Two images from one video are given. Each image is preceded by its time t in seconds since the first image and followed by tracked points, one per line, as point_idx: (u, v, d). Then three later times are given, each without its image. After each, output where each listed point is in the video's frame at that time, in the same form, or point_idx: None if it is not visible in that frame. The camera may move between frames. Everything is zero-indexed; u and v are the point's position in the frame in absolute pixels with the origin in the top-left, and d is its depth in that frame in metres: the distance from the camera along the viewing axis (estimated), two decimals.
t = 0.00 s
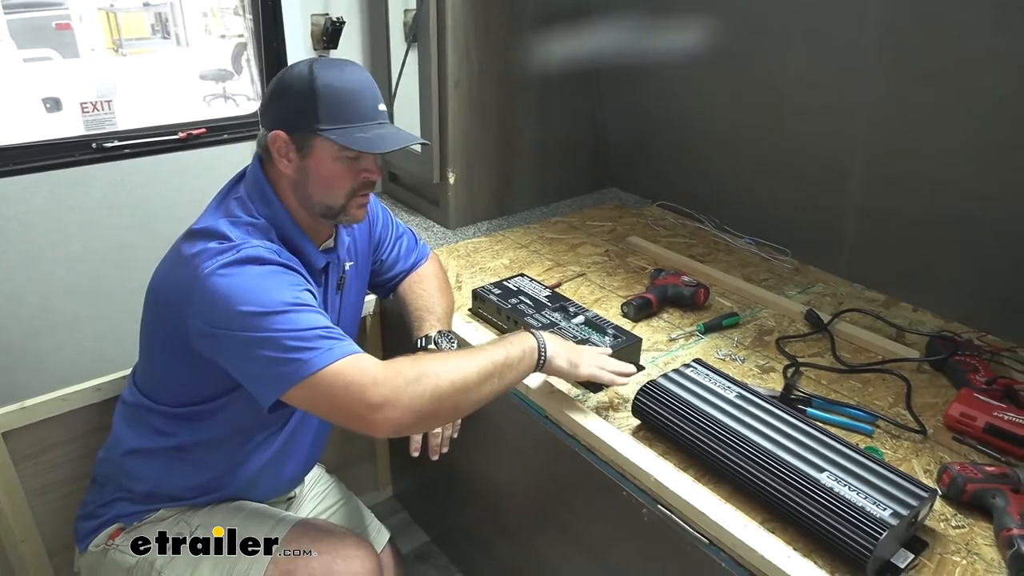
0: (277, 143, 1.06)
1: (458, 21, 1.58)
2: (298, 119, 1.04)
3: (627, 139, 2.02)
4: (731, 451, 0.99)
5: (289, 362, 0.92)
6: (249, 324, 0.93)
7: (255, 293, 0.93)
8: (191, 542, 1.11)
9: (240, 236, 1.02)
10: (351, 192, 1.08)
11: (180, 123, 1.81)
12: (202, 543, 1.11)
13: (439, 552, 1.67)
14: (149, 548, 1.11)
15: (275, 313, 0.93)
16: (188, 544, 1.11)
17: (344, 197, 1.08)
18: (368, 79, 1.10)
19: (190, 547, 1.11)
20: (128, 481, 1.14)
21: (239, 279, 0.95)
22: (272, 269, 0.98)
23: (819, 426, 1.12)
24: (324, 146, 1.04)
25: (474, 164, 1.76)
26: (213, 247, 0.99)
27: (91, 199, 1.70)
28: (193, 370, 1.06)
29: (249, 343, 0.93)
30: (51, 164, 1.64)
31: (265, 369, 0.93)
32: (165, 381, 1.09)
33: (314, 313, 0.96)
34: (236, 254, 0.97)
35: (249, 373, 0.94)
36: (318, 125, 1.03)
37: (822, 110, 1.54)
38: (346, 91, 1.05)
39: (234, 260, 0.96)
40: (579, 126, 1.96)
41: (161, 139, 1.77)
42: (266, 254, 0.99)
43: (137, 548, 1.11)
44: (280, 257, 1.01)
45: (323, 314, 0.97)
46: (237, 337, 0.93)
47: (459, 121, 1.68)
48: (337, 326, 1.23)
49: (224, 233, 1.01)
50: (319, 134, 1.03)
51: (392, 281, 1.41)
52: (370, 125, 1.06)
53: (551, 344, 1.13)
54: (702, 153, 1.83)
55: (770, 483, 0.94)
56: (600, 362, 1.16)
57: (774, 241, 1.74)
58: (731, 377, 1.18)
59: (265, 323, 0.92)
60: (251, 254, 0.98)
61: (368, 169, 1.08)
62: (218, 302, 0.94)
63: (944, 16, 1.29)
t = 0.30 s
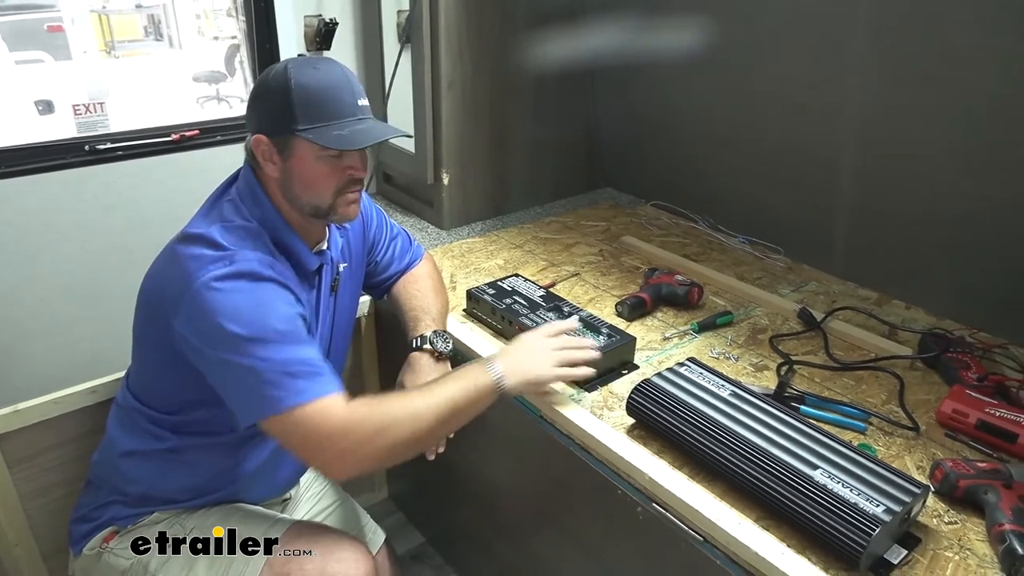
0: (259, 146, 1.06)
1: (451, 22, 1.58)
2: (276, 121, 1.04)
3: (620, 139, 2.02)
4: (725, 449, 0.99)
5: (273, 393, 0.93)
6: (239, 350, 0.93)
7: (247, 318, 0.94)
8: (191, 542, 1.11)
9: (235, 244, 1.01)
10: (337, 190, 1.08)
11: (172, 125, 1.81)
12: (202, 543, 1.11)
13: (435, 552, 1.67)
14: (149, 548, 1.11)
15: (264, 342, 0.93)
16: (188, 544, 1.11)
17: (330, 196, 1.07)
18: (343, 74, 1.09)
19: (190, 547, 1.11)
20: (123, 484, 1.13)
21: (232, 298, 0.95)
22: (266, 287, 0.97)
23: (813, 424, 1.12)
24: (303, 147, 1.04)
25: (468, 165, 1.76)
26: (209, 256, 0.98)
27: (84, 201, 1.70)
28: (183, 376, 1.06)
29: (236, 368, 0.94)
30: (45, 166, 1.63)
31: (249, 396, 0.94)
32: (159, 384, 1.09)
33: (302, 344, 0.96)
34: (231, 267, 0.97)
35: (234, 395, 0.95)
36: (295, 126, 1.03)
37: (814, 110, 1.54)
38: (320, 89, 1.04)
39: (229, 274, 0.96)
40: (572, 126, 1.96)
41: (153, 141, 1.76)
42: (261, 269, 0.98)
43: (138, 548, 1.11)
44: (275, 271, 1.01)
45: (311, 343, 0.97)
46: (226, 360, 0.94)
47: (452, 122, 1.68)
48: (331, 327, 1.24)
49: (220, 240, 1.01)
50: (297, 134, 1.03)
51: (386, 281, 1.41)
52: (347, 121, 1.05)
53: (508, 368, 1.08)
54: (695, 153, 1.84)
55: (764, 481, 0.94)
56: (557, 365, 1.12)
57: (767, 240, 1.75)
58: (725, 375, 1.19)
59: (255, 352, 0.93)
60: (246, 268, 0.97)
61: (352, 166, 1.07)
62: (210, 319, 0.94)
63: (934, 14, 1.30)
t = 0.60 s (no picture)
0: (255, 152, 1.06)
1: (449, 22, 1.58)
2: (270, 126, 1.04)
3: (618, 140, 2.02)
4: (723, 450, 0.99)
5: (217, 442, 0.96)
6: (205, 385, 0.95)
7: (221, 359, 0.96)
8: (191, 542, 1.11)
9: (233, 259, 1.02)
10: (333, 193, 1.08)
11: (169, 126, 1.80)
12: (202, 542, 1.11)
13: (433, 553, 1.67)
14: (149, 548, 1.12)
15: (227, 388, 0.96)
16: (188, 544, 1.11)
17: (328, 200, 1.07)
18: (338, 77, 1.08)
19: (190, 547, 1.11)
20: (120, 486, 1.13)
21: (214, 330, 0.96)
22: (253, 321, 0.98)
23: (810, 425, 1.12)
24: (298, 153, 1.03)
25: (466, 166, 1.76)
26: (208, 272, 0.99)
27: (81, 202, 1.69)
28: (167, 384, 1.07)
29: (194, 404, 0.96)
30: (40, 168, 1.63)
31: (196, 436, 0.96)
32: (155, 389, 1.09)
33: (259, 396, 0.98)
34: (225, 291, 0.98)
35: (184, 428, 0.97)
36: (289, 131, 1.02)
37: (812, 110, 1.55)
38: (313, 93, 1.04)
39: (220, 301, 0.97)
40: (570, 127, 1.96)
41: (150, 142, 1.76)
42: (255, 298, 0.99)
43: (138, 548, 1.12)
44: (268, 298, 1.01)
45: (269, 397, 1.00)
46: (189, 387, 0.96)
47: (450, 122, 1.68)
48: (330, 331, 1.24)
49: (218, 254, 1.01)
50: (291, 140, 1.03)
51: (385, 283, 1.41)
52: (341, 126, 1.05)
53: (404, 425, 1.15)
54: (693, 154, 1.84)
55: (762, 483, 0.94)
56: (443, 414, 1.22)
57: (764, 241, 1.75)
58: (722, 376, 1.19)
59: (217, 394, 0.95)
60: (239, 295, 0.98)
61: (347, 170, 1.07)
62: (191, 346, 0.96)
63: (933, 14, 1.30)
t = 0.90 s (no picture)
0: (251, 154, 1.06)
1: (449, 22, 1.58)
2: (265, 129, 1.04)
3: (618, 141, 2.02)
4: (723, 454, 0.99)
5: (206, 447, 0.96)
6: (198, 390, 0.95)
7: (213, 362, 0.96)
8: (191, 542, 1.10)
9: (229, 262, 1.02)
10: (328, 198, 1.07)
11: (170, 126, 1.80)
12: (202, 542, 1.11)
13: (431, 554, 1.66)
14: (148, 548, 1.12)
15: (218, 393, 0.96)
16: (188, 544, 1.10)
17: (322, 204, 1.07)
18: (333, 80, 1.08)
19: (190, 547, 1.10)
20: (118, 486, 1.13)
21: (206, 333, 0.96)
22: (246, 324, 0.98)
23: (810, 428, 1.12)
24: (291, 156, 1.03)
25: (466, 167, 1.76)
26: (204, 275, 0.99)
27: (81, 201, 1.69)
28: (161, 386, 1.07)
29: (184, 408, 0.95)
30: (40, 167, 1.63)
31: (186, 441, 0.96)
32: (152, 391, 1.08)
33: (251, 402, 0.98)
34: (219, 293, 0.98)
35: (174, 432, 0.97)
36: (282, 134, 1.02)
37: (812, 113, 1.54)
38: (307, 96, 1.03)
39: (214, 304, 0.97)
40: (570, 128, 1.96)
41: (151, 142, 1.76)
42: (249, 301, 0.99)
43: (139, 548, 1.11)
44: (263, 301, 1.01)
45: (260, 403, 1.00)
46: (182, 392, 0.95)
47: (450, 124, 1.68)
48: (328, 333, 1.23)
49: (215, 257, 1.01)
50: (285, 143, 1.02)
51: (384, 284, 1.41)
52: (334, 130, 1.05)
53: (395, 449, 1.15)
54: (693, 156, 1.84)
55: (761, 487, 0.94)
56: (436, 442, 1.21)
57: (764, 243, 1.75)
58: (722, 379, 1.18)
59: (209, 400, 0.95)
60: (232, 298, 0.98)
61: (342, 174, 1.06)
62: (183, 349, 0.95)
63: (933, 15, 1.30)
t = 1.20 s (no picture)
0: (252, 155, 1.06)
1: (453, 24, 1.57)
2: (265, 129, 1.03)
3: (622, 144, 2.02)
4: (727, 460, 0.99)
5: (213, 449, 0.96)
6: (204, 391, 0.95)
7: (219, 364, 0.95)
8: (190, 542, 1.10)
9: (234, 262, 1.01)
10: (329, 198, 1.07)
11: (175, 126, 1.81)
12: (202, 543, 1.10)
13: (432, 557, 1.66)
14: (149, 548, 1.11)
15: (224, 394, 0.95)
16: (188, 544, 1.10)
17: (324, 203, 1.07)
18: (333, 79, 1.08)
19: (190, 547, 1.10)
20: (119, 488, 1.13)
21: (211, 335, 0.96)
22: (251, 325, 0.98)
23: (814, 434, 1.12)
24: (292, 156, 1.03)
25: (469, 169, 1.75)
26: (208, 276, 0.99)
27: (84, 201, 1.69)
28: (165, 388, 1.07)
29: (190, 410, 0.95)
30: (45, 167, 1.63)
31: (193, 443, 0.96)
32: (154, 393, 1.08)
33: (257, 403, 0.98)
34: (224, 295, 0.97)
35: (180, 435, 0.97)
36: (283, 135, 1.02)
37: (817, 117, 1.54)
38: (308, 96, 1.03)
39: (219, 305, 0.97)
40: (573, 130, 1.96)
41: (155, 142, 1.76)
42: (253, 302, 0.99)
43: (139, 548, 1.11)
44: (268, 302, 1.01)
45: (266, 404, 0.99)
46: (188, 394, 0.95)
47: (454, 126, 1.67)
48: (332, 335, 1.23)
49: (220, 258, 1.01)
50: (286, 143, 1.02)
51: (387, 286, 1.40)
52: (335, 130, 1.04)
53: (404, 449, 1.14)
54: (697, 160, 1.84)
55: (766, 493, 0.94)
56: (446, 440, 1.21)
57: (768, 246, 1.74)
58: (726, 384, 1.18)
59: (215, 401, 0.95)
60: (237, 299, 0.98)
61: (343, 173, 1.06)
62: (188, 350, 0.95)
63: (939, 20, 1.29)
